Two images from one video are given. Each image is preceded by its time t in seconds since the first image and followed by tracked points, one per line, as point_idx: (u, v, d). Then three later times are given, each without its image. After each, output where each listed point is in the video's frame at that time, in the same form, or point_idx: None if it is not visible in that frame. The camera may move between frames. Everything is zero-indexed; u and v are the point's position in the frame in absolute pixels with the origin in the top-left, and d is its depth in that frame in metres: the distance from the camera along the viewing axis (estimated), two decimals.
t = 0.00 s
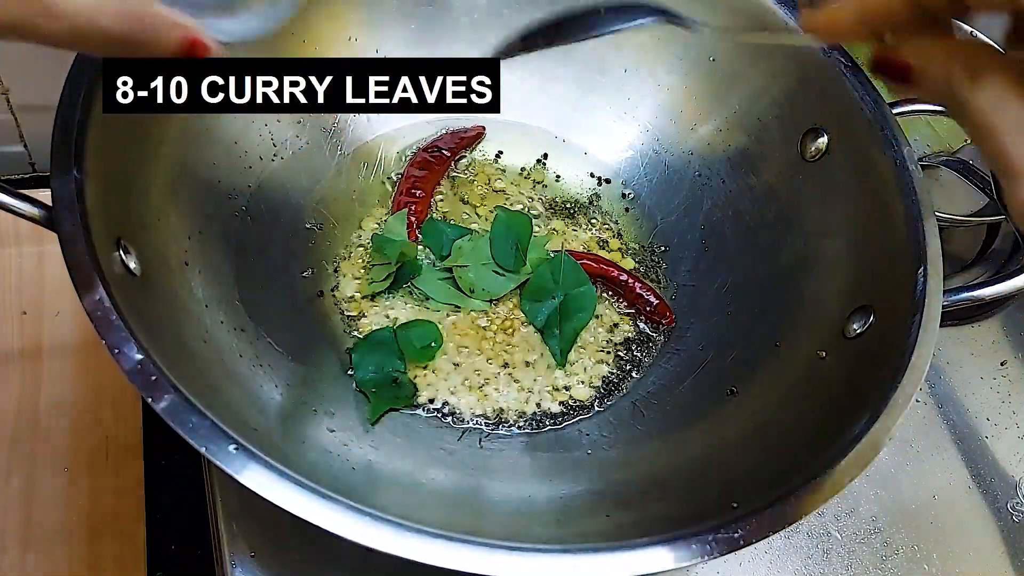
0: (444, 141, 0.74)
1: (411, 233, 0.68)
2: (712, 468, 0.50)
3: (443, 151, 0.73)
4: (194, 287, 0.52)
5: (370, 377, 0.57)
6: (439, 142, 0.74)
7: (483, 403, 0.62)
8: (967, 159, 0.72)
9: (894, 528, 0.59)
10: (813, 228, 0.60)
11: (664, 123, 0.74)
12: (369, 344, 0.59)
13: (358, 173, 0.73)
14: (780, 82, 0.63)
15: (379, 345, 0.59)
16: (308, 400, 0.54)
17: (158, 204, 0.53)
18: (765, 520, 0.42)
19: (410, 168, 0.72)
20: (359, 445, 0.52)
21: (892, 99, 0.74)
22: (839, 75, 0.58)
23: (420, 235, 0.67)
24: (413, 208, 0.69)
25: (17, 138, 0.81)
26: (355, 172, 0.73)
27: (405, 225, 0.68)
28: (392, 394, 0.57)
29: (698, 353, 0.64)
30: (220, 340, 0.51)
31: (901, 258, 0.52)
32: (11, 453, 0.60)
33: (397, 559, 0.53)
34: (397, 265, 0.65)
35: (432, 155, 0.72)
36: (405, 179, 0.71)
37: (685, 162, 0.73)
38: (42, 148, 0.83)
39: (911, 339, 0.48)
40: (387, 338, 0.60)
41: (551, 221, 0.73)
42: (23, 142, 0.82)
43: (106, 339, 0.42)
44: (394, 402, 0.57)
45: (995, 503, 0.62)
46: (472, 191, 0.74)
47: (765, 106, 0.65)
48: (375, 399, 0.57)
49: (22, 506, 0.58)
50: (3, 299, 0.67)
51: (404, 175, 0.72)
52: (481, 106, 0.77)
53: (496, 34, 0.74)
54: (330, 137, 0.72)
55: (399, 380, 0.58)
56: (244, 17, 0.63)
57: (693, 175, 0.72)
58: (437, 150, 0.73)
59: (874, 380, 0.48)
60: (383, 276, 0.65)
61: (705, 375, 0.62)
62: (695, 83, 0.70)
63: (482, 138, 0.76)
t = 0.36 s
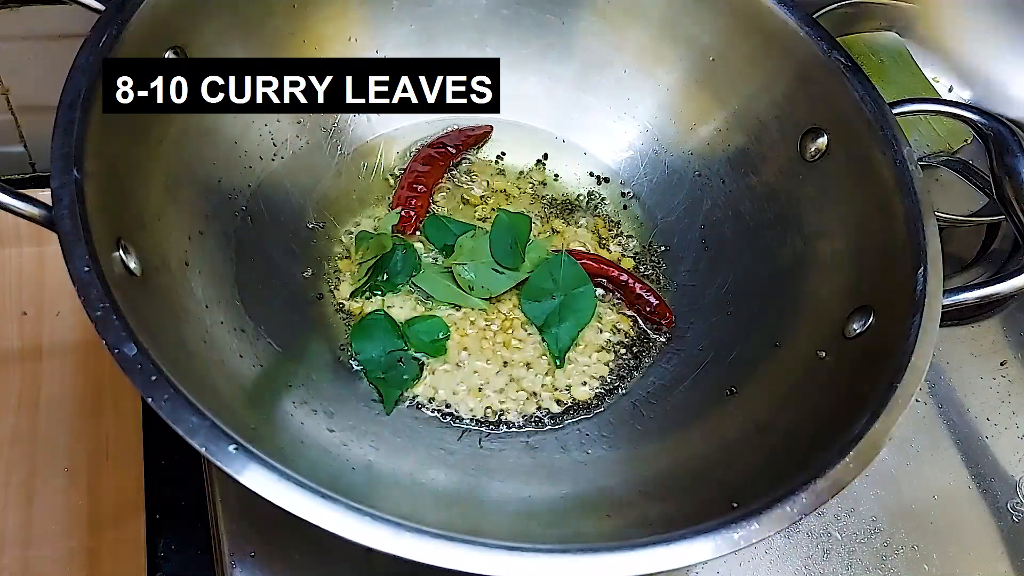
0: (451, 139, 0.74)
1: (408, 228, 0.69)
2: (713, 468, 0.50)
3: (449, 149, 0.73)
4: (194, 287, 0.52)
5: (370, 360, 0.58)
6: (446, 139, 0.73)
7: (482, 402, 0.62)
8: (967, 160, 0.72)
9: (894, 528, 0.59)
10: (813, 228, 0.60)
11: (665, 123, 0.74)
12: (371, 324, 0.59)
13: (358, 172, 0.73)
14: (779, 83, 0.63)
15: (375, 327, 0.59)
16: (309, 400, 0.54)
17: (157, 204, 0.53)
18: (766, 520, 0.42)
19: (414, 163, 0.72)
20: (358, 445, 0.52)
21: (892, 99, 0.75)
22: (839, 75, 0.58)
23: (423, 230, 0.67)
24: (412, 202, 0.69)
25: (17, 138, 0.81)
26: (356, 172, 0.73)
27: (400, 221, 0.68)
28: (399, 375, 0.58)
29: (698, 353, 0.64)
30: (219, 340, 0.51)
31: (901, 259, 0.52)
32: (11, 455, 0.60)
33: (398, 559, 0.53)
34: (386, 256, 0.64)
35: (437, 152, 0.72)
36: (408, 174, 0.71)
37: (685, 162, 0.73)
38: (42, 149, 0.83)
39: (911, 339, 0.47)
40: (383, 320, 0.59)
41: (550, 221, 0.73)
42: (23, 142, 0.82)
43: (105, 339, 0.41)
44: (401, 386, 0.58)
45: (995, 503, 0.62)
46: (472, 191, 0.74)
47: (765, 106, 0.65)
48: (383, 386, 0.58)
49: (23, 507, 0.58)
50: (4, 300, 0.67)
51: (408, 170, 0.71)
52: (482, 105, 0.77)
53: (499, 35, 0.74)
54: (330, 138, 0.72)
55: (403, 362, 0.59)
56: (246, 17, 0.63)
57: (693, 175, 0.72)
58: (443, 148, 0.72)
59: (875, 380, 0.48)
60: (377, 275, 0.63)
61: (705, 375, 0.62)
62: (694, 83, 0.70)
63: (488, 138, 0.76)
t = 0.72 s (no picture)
0: (451, 139, 0.74)
1: (402, 227, 0.69)
2: (713, 468, 0.50)
3: (449, 150, 0.73)
4: (194, 288, 0.52)
5: (369, 355, 0.59)
6: (446, 141, 0.73)
7: (482, 402, 0.61)
8: (968, 160, 0.72)
9: (894, 528, 0.59)
10: (813, 228, 0.60)
11: (665, 123, 0.74)
12: (358, 319, 0.59)
13: (358, 172, 0.73)
14: (779, 83, 0.63)
15: (365, 325, 0.59)
16: (309, 400, 0.54)
17: (157, 204, 0.53)
18: (766, 520, 0.42)
19: (412, 163, 0.72)
20: (358, 445, 0.52)
21: (892, 99, 0.75)
22: (839, 75, 0.58)
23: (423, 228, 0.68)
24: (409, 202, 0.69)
25: (17, 138, 0.81)
26: (355, 172, 0.73)
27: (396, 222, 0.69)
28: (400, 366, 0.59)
29: (698, 353, 0.64)
30: (220, 340, 0.51)
31: (901, 259, 0.52)
32: (11, 454, 0.60)
33: (398, 559, 0.53)
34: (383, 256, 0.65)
35: (436, 152, 0.72)
36: (406, 174, 0.71)
37: (685, 162, 0.73)
38: (42, 149, 0.83)
39: (911, 339, 0.47)
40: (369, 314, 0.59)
41: (550, 221, 0.73)
42: (23, 142, 0.82)
43: (105, 339, 0.41)
44: (405, 374, 0.60)
45: (995, 503, 0.62)
46: (472, 190, 0.74)
47: (765, 106, 0.65)
48: (388, 377, 0.59)
49: (23, 507, 0.58)
50: (3, 300, 0.67)
51: (405, 170, 0.72)
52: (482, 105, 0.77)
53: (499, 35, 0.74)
54: (330, 138, 0.72)
55: (402, 350, 0.60)
56: (247, 16, 0.63)
57: (693, 175, 0.72)
58: (443, 148, 0.72)
59: (875, 380, 0.48)
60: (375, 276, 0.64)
61: (705, 375, 0.62)
62: (694, 83, 0.70)
63: (490, 139, 0.76)
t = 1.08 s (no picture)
0: (452, 139, 0.74)
1: (403, 228, 0.68)
2: (713, 468, 0.50)
3: (448, 150, 0.73)
4: (194, 288, 0.52)
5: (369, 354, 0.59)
6: (446, 141, 0.73)
7: (482, 402, 0.61)
8: (968, 160, 0.72)
9: (894, 528, 0.59)
10: (813, 228, 0.60)
11: (665, 123, 0.74)
12: (355, 317, 0.59)
13: (358, 171, 0.73)
14: (779, 83, 0.63)
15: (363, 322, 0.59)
16: (309, 400, 0.54)
17: (157, 204, 0.53)
18: (766, 520, 0.42)
19: (413, 163, 0.72)
20: (358, 445, 0.52)
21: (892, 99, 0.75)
22: (839, 75, 0.58)
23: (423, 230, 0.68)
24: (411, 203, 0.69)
25: (17, 138, 0.81)
26: (355, 172, 0.73)
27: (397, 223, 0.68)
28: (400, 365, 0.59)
29: (698, 353, 0.64)
30: (220, 340, 0.51)
31: (901, 259, 0.52)
32: (11, 454, 0.60)
33: (398, 559, 0.53)
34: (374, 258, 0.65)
35: (436, 153, 0.72)
36: (406, 174, 0.71)
37: (685, 162, 0.73)
38: (42, 149, 0.83)
39: (911, 339, 0.47)
40: (367, 311, 0.60)
41: (550, 220, 0.73)
42: (23, 142, 0.82)
43: (105, 339, 0.41)
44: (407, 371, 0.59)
45: (995, 503, 0.62)
46: (471, 190, 0.74)
47: (765, 106, 0.65)
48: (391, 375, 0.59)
49: (22, 507, 0.58)
50: (3, 300, 0.67)
51: (406, 171, 0.72)
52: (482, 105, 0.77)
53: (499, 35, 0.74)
54: (330, 138, 0.72)
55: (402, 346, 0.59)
56: (247, 16, 0.63)
57: (693, 175, 0.72)
58: (443, 149, 0.73)
59: (875, 379, 0.48)
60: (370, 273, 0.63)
61: (705, 375, 0.62)
62: (694, 83, 0.70)
63: (489, 138, 0.76)
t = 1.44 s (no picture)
0: (451, 141, 0.74)
1: (403, 231, 0.68)
2: (713, 468, 0.50)
3: (446, 151, 0.73)
4: (193, 288, 0.52)
5: (367, 351, 0.60)
6: (444, 142, 0.73)
7: (482, 402, 0.61)
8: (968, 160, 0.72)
9: (894, 528, 0.59)
10: (813, 228, 0.60)
11: (665, 123, 0.74)
12: (355, 317, 0.61)
13: (358, 171, 0.73)
14: (779, 83, 0.63)
15: (362, 320, 0.60)
16: (308, 400, 0.54)
17: (157, 204, 0.53)
18: (766, 520, 0.42)
19: (411, 166, 0.71)
20: (358, 445, 0.52)
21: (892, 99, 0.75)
22: (839, 75, 0.58)
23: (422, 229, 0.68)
24: (411, 204, 0.69)
25: (17, 138, 0.81)
26: (355, 172, 0.73)
27: (394, 224, 0.68)
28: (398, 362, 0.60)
29: (698, 353, 0.64)
30: (220, 341, 0.51)
31: (900, 259, 0.52)
32: (12, 454, 0.60)
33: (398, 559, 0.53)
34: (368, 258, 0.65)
35: (434, 154, 0.72)
36: (404, 176, 0.71)
37: (685, 162, 0.73)
38: (42, 149, 0.83)
39: (911, 340, 0.47)
40: (366, 310, 0.61)
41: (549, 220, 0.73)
42: (23, 142, 0.82)
43: (105, 339, 0.41)
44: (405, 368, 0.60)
45: (995, 503, 0.62)
46: (471, 190, 0.74)
47: (765, 106, 0.65)
48: (388, 372, 0.60)
49: (23, 507, 0.58)
50: (3, 300, 0.67)
51: (404, 172, 0.71)
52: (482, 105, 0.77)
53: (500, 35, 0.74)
54: (330, 138, 0.72)
55: (399, 344, 0.60)
56: (248, 16, 0.63)
57: (693, 175, 0.72)
58: (441, 150, 0.73)
59: (875, 379, 0.48)
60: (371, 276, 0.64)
61: (705, 375, 0.62)
62: (694, 83, 0.70)
63: (486, 139, 0.76)
